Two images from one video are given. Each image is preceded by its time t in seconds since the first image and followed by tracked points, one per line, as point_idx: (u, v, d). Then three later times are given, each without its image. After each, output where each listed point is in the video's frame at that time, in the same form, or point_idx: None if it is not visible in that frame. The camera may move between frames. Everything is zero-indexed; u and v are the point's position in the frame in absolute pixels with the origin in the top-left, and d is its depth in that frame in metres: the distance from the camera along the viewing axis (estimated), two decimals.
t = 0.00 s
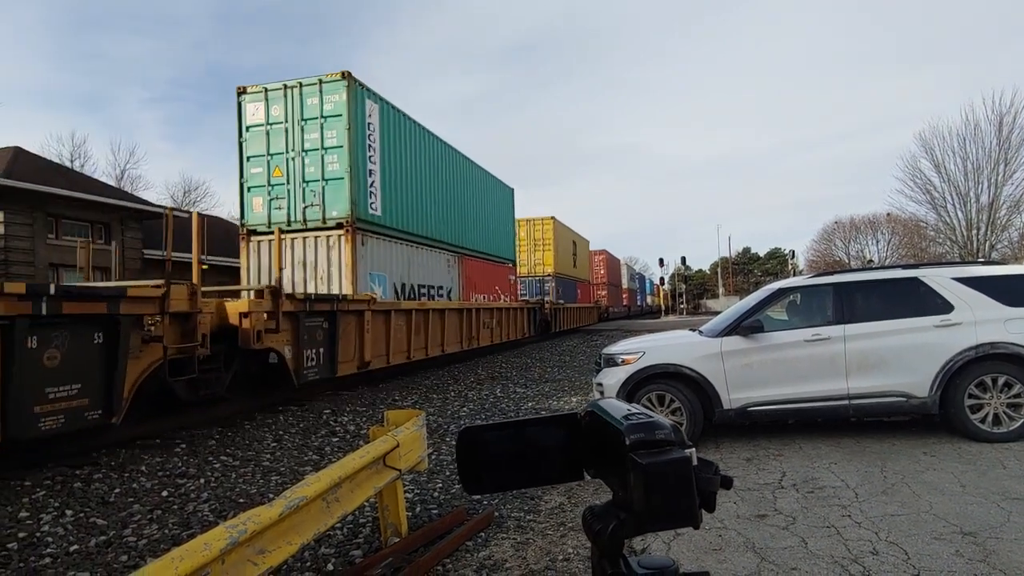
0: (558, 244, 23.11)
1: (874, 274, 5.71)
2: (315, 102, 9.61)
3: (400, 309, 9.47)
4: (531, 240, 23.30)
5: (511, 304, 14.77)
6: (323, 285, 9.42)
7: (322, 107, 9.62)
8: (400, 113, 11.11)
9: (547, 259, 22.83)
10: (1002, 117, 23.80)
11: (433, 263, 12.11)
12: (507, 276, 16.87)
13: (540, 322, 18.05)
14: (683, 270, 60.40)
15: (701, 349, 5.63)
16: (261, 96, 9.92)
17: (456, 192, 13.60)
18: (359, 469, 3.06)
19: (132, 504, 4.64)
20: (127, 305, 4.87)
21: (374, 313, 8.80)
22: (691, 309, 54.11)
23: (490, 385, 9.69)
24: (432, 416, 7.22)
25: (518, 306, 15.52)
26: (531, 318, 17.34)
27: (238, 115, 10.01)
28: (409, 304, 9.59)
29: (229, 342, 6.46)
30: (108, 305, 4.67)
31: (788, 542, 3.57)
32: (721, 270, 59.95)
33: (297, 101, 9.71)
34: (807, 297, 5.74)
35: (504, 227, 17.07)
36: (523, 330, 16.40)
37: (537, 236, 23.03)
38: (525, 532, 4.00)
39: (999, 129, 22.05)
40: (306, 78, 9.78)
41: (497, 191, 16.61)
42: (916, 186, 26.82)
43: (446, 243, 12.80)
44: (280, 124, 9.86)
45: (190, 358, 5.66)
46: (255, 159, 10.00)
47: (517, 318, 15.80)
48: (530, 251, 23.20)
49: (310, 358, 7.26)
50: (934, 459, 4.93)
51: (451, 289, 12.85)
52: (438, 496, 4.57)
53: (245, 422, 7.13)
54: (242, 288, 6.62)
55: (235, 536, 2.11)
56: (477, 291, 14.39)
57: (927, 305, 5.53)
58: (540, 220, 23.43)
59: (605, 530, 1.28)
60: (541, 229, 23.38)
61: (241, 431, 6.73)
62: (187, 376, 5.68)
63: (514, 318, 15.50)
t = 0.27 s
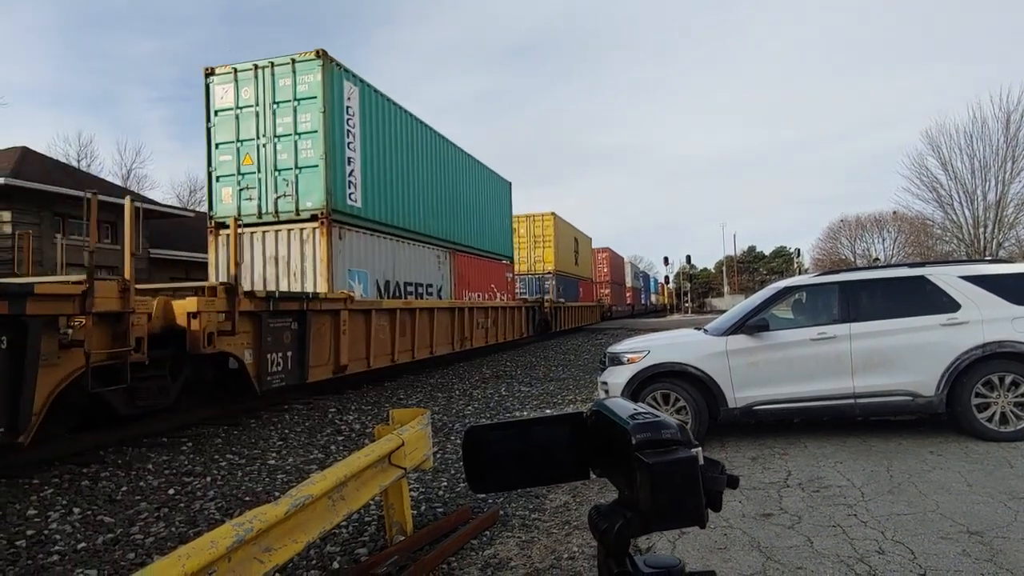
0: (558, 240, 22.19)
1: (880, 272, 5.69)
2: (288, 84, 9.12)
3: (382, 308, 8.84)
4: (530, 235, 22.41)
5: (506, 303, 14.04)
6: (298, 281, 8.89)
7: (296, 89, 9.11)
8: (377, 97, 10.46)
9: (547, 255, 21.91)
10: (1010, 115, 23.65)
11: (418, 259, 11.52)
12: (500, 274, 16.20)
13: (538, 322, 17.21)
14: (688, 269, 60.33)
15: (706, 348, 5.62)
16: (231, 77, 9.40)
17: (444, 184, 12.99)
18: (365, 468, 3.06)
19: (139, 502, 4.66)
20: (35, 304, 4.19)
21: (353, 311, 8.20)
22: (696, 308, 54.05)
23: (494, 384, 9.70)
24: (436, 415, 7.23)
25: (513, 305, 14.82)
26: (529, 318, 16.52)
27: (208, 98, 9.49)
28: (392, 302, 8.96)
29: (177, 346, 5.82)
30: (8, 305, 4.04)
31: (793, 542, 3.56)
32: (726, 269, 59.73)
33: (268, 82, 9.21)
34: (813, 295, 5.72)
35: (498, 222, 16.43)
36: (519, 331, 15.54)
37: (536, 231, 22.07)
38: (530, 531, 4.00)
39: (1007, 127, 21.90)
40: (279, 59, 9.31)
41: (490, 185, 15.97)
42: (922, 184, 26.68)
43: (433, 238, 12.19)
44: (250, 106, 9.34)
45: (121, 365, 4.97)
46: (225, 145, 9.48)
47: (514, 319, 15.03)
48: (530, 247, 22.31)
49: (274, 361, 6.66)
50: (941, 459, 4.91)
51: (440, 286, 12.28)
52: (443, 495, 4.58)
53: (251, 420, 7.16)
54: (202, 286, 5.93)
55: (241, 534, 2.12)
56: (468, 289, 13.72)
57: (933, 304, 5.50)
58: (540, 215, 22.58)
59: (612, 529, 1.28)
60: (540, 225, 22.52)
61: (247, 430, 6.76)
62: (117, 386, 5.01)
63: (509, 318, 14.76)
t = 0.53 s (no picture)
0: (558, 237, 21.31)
1: (886, 271, 5.67)
2: (254, 64, 8.40)
3: (360, 308, 8.06)
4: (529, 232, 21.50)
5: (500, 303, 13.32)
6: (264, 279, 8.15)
7: (262, 68, 8.40)
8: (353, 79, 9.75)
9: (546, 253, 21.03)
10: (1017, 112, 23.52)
11: (402, 255, 10.82)
12: (495, 273, 15.50)
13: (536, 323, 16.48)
14: (693, 268, 60.22)
15: (711, 347, 5.61)
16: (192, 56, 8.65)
17: (432, 176, 12.35)
18: (370, 467, 3.07)
19: (145, 501, 4.69)
20: None
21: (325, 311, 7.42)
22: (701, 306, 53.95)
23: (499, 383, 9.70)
24: (441, 413, 7.23)
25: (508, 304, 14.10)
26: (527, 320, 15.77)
27: (166, 79, 8.70)
28: (372, 302, 8.20)
29: (104, 356, 5.15)
30: None
31: (798, 541, 3.55)
32: (731, 267, 59.51)
33: (233, 62, 8.48)
34: (818, 294, 5.70)
35: (492, 219, 15.80)
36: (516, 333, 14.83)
37: (535, 228, 21.11)
38: (535, 530, 4.01)
39: (1014, 124, 21.78)
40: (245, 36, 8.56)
41: (483, 180, 15.35)
42: (928, 182, 26.56)
43: (419, 233, 11.52)
44: (212, 87, 8.59)
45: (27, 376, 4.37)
46: (185, 130, 8.70)
47: (509, 320, 14.30)
48: (529, 244, 21.40)
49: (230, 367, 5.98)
50: (947, 458, 4.89)
51: (427, 285, 11.57)
52: (448, 494, 4.59)
53: (256, 419, 7.19)
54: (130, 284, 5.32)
55: (247, 532, 2.14)
56: (459, 288, 13.01)
57: (939, 303, 5.48)
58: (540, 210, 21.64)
59: (618, 527, 1.28)
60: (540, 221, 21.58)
61: (253, 428, 6.78)
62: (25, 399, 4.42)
63: (504, 318, 14.03)
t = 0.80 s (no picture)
0: (558, 235, 20.80)
1: (891, 269, 5.65)
2: (210, 38, 7.73)
3: (332, 309, 7.49)
4: (527, 228, 20.98)
5: (494, 301, 12.66)
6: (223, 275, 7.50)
7: (220, 43, 7.73)
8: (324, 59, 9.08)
9: (546, 250, 20.50)
10: None
11: (386, 250, 10.19)
12: (489, 269, 14.85)
13: (533, 323, 15.87)
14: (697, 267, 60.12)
15: (715, 346, 5.60)
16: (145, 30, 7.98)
17: (420, 167, 11.71)
18: (374, 465, 3.08)
19: (151, 499, 4.71)
20: None
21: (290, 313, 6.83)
22: (705, 305, 53.86)
23: (503, 382, 9.70)
24: (445, 412, 7.23)
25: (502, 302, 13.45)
26: (523, 319, 15.10)
27: (118, 56, 8.04)
28: (345, 301, 7.63)
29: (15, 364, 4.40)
30: None
31: (803, 540, 3.55)
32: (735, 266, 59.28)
33: (189, 37, 7.82)
34: (823, 293, 5.69)
35: (487, 214, 15.18)
36: (510, 333, 14.19)
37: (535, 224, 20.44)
38: (539, 529, 4.01)
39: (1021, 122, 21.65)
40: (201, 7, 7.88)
41: (477, 172, 14.69)
42: (934, 181, 26.43)
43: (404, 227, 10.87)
44: (168, 64, 7.95)
45: None
46: (138, 111, 8.04)
47: (504, 320, 13.65)
48: (527, 241, 20.85)
49: (171, 374, 5.32)
50: (953, 457, 4.87)
51: (413, 283, 10.93)
52: (452, 493, 4.59)
53: (261, 418, 7.21)
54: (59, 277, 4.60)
55: (252, 531, 2.14)
56: (449, 286, 12.34)
57: (945, 301, 5.46)
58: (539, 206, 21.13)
59: (622, 525, 1.28)
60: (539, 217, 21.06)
61: (258, 427, 6.81)
62: None
63: (499, 317, 13.41)
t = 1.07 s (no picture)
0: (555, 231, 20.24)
1: (894, 268, 5.63)
2: (157, 7, 6.99)
3: (296, 309, 6.68)
4: (523, 225, 20.41)
5: (484, 299, 11.91)
6: (172, 271, 6.80)
7: (166, 12, 6.98)
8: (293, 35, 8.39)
9: (543, 247, 19.94)
10: None
11: (363, 244, 9.50)
12: (481, 267, 14.13)
13: (527, 323, 15.18)
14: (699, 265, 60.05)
15: (718, 344, 5.59)
16: None
17: (404, 157, 11.05)
18: (377, 463, 3.08)
19: (155, 498, 4.72)
20: None
21: (246, 312, 6.02)
22: (708, 304, 53.81)
23: (506, 381, 9.70)
24: (448, 411, 7.23)
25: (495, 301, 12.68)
26: (516, 318, 14.38)
27: (58, 28, 7.32)
28: (312, 300, 6.82)
29: None
30: None
31: (806, 539, 3.54)
32: (738, 264, 59.11)
33: (134, 7, 7.08)
34: (826, 292, 5.68)
35: (478, 209, 14.52)
36: (504, 333, 13.45)
37: (531, 221, 20.13)
38: (542, 527, 4.01)
39: None
40: None
41: (467, 164, 14.02)
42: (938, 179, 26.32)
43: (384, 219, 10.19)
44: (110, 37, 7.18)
45: None
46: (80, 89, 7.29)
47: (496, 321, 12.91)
48: (524, 238, 20.29)
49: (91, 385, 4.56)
50: (957, 456, 4.85)
51: (394, 280, 10.24)
52: (455, 492, 4.59)
53: (264, 417, 7.23)
54: None
55: (255, 529, 2.15)
56: (435, 284, 11.66)
57: (949, 300, 5.44)
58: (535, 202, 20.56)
59: (625, 524, 1.27)
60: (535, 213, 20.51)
61: (261, 426, 6.82)
62: None
63: (491, 317, 12.66)
